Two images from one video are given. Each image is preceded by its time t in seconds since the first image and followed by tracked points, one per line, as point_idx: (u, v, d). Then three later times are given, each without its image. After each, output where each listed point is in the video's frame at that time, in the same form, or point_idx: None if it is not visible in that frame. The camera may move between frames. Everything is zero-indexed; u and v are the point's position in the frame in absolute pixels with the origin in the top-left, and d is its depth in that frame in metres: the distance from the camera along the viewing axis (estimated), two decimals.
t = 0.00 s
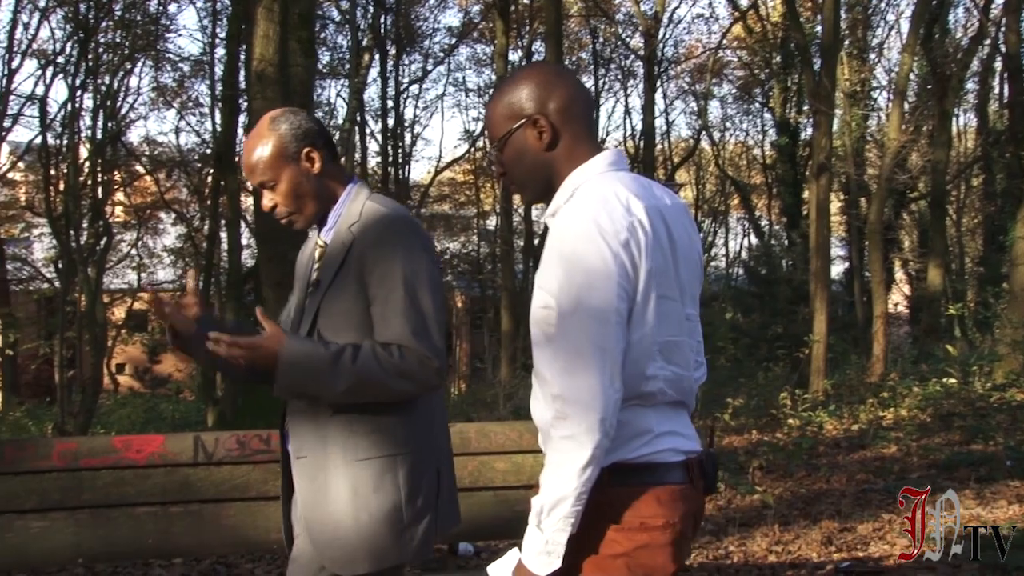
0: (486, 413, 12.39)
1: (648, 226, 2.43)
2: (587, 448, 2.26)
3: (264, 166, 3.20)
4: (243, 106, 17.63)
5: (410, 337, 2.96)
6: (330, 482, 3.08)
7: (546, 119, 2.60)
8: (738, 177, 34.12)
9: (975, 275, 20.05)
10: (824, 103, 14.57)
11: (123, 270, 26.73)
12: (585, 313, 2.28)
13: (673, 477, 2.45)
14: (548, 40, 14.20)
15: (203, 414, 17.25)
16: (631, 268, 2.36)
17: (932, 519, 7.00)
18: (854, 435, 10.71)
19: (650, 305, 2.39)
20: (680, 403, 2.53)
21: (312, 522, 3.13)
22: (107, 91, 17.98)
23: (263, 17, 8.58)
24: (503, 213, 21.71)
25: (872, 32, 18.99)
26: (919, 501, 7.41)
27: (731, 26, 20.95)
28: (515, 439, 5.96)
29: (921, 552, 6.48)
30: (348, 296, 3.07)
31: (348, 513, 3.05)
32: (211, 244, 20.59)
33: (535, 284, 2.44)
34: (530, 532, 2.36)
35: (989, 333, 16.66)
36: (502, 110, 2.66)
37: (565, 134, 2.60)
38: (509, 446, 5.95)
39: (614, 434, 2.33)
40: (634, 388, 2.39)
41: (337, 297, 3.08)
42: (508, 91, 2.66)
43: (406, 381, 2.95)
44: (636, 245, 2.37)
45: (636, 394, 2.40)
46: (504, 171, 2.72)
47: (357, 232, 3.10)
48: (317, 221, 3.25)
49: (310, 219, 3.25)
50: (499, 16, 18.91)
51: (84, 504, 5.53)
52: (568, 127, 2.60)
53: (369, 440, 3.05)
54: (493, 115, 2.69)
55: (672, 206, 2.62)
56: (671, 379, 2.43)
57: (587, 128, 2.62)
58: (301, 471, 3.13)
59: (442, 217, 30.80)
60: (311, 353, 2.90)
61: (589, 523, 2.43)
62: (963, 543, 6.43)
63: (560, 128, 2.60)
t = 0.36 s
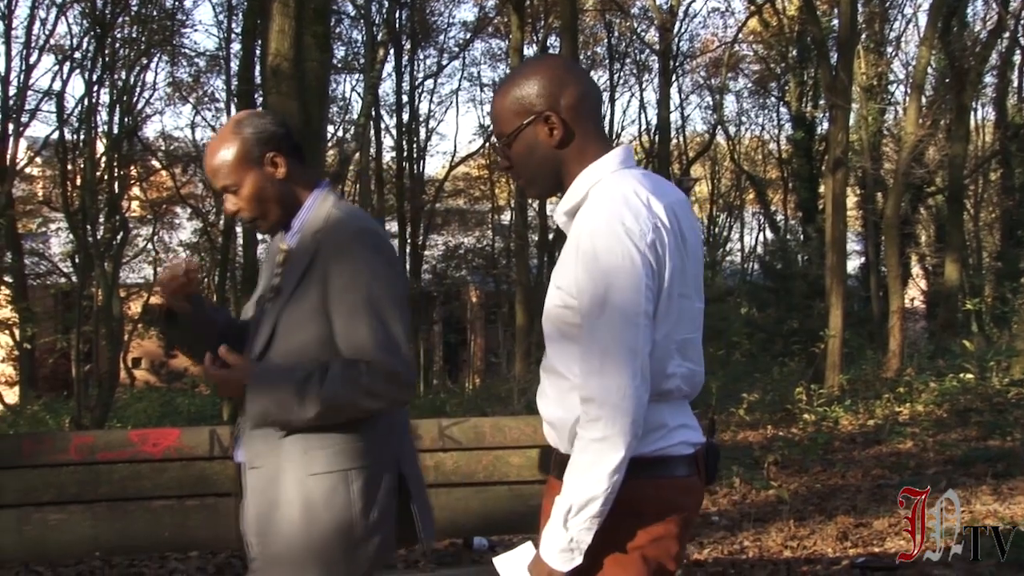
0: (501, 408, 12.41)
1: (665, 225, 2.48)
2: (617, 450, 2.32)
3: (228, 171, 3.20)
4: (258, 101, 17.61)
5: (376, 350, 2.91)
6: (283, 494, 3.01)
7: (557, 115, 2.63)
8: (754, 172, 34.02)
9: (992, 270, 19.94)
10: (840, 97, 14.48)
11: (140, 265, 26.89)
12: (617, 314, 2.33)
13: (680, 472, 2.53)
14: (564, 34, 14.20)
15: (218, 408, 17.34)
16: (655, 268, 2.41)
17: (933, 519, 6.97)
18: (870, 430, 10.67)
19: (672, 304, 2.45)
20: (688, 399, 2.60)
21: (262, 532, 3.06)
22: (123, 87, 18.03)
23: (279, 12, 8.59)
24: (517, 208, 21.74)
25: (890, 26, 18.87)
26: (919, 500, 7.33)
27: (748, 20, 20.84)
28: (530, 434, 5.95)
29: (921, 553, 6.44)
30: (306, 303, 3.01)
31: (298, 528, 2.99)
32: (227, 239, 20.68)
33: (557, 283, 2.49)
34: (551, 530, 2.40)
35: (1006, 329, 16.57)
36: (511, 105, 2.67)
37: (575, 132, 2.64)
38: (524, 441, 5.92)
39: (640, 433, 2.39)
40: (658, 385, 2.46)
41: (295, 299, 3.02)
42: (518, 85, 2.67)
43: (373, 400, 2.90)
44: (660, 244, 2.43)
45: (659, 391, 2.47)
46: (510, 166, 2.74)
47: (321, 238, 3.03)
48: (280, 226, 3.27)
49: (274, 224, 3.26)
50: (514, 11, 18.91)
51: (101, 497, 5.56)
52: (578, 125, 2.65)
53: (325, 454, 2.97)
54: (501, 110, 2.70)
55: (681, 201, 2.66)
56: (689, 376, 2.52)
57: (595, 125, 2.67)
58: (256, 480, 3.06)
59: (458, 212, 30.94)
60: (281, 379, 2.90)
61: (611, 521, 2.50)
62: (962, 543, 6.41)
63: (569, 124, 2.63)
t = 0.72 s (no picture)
0: (514, 402, 12.42)
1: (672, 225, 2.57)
2: (632, 442, 2.40)
3: (171, 164, 3.05)
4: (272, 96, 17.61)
5: (331, 353, 2.84)
6: (236, 494, 2.94)
7: (567, 115, 2.69)
8: (768, 167, 33.95)
9: (1009, 265, 19.83)
10: (856, 90, 14.40)
11: (154, 260, 27.01)
12: (634, 310, 2.39)
13: (671, 464, 2.62)
14: (577, 30, 14.22)
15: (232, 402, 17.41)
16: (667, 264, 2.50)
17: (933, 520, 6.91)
18: (884, 425, 10.64)
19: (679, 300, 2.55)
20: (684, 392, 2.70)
21: (218, 531, 2.99)
22: (138, 81, 18.07)
23: (293, 7, 8.61)
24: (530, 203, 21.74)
25: (906, 20, 18.76)
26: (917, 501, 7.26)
27: (762, 14, 20.75)
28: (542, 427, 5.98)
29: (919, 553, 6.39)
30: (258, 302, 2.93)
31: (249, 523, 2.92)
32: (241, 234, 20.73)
33: (568, 277, 2.53)
34: (561, 518, 2.45)
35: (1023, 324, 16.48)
36: (520, 105, 2.72)
37: (584, 132, 2.71)
38: (538, 435, 5.97)
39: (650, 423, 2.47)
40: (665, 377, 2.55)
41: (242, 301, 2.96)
42: (528, 86, 2.72)
43: (327, 402, 2.84)
44: (670, 242, 2.52)
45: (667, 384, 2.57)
46: (514, 163, 2.79)
47: (273, 234, 2.96)
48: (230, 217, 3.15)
49: (224, 217, 3.14)
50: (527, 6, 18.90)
51: (116, 491, 5.60)
52: (586, 127, 2.71)
53: (281, 454, 2.90)
54: (511, 108, 2.75)
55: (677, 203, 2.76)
56: (692, 368, 2.65)
57: (601, 126, 2.74)
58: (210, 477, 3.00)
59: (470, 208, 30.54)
60: (231, 384, 2.88)
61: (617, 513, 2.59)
62: (961, 542, 6.43)
63: (579, 125, 2.70)
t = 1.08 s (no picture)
0: (531, 397, 12.43)
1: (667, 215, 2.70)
2: (639, 416, 2.47)
3: (174, 151, 3.02)
4: (289, 91, 17.65)
5: (328, 348, 2.84)
6: (233, 485, 2.89)
7: (570, 114, 2.82)
8: (786, 162, 33.83)
9: None
10: (874, 85, 14.32)
11: (173, 254, 27.20)
12: (636, 287, 2.50)
13: (669, 445, 2.69)
14: (594, 25, 14.21)
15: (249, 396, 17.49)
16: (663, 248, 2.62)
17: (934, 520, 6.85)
18: (903, 422, 10.60)
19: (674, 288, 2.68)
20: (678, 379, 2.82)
21: (220, 526, 2.92)
22: (156, 77, 18.14)
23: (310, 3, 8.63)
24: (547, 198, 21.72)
25: (925, 14, 18.63)
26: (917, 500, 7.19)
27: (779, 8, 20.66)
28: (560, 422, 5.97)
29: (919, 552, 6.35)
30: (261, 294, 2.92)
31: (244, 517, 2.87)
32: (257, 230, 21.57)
33: (568, 264, 2.65)
34: (577, 494, 2.52)
35: None
36: (523, 103, 2.84)
37: (582, 130, 2.84)
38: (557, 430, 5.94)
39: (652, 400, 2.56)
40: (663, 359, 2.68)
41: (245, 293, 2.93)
42: (530, 85, 2.84)
43: (328, 396, 2.83)
44: (664, 229, 2.64)
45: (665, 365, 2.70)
46: (512, 158, 2.90)
47: (276, 228, 2.95)
48: (229, 209, 3.11)
49: (222, 209, 3.10)
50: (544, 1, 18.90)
51: (136, 485, 5.62)
52: (585, 129, 2.84)
53: (283, 446, 2.85)
54: (513, 106, 2.86)
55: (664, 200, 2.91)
56: (684, 351, 2.79)
57: (598, 124, 2.86)
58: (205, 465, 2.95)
59: (487, 202, 30.98)
60: (227, 377, 2.85)
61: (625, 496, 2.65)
62: (961, 541, 6.40)
63: (580, 125, 2.83)
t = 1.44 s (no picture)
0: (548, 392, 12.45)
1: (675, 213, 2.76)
2: (643, 399, 2.54)
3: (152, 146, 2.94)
4: (305, 87, 17.69)
5: (329, 335, 2.83)
6: (232, 480, 2.84)
7: (581, 113, 2.83)
8: (804, 156, 33.68)
9: None
10: (893, 79, 14.23)
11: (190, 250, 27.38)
12: (646, 278, 2.57)
13: (666, 439, 2.80)
14: (611, 19, 14.20)
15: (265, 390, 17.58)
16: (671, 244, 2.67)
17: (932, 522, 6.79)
18: (922, 417, 10.55)
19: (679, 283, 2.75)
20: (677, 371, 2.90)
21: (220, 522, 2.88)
22: (173, 72, 18.21)
23: None
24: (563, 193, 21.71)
25: (945, 7, 18.48)
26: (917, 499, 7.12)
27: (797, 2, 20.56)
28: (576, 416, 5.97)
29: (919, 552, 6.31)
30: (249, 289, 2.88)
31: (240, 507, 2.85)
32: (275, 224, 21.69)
33: (578, 256, 2.71)
34: (579, 474, 2.58)
35: None
36: (533, 101, 2.85)
37: (592, 129, 2.85)
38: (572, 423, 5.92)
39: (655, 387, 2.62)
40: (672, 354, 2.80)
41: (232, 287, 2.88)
42: (540, 84, 2.84)
43: (330, 382, 2.82)
44: (673, 223, 2.70)
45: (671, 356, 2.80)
46: (520, 154, 2.91)
47: (262, 222, 2.90)
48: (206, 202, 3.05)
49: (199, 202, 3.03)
50: None
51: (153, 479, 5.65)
52: (595, 128, 2.85)
53: (282, 437, 2.82)
54: (524, 106, 2.87)
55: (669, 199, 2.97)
56: (686, 343, 2.88)
57: (608, 124, 2.88)
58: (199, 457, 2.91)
59: (504, 197, 30.83)
60: (229, 375, 2.80)
61: (623, 487, 2.74)
62: (962, 543, 6.33)
63: (591, 124, 2.84)
